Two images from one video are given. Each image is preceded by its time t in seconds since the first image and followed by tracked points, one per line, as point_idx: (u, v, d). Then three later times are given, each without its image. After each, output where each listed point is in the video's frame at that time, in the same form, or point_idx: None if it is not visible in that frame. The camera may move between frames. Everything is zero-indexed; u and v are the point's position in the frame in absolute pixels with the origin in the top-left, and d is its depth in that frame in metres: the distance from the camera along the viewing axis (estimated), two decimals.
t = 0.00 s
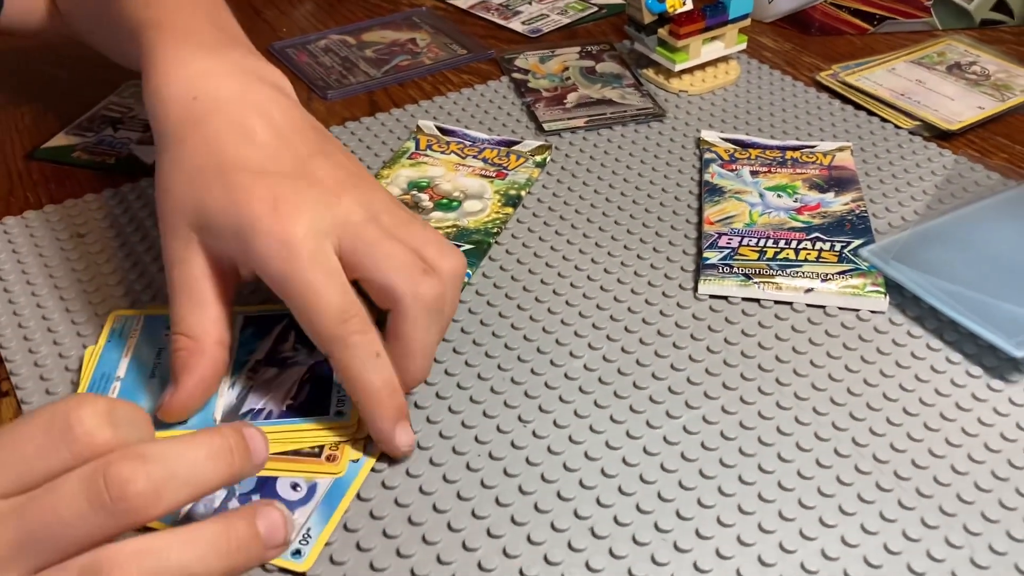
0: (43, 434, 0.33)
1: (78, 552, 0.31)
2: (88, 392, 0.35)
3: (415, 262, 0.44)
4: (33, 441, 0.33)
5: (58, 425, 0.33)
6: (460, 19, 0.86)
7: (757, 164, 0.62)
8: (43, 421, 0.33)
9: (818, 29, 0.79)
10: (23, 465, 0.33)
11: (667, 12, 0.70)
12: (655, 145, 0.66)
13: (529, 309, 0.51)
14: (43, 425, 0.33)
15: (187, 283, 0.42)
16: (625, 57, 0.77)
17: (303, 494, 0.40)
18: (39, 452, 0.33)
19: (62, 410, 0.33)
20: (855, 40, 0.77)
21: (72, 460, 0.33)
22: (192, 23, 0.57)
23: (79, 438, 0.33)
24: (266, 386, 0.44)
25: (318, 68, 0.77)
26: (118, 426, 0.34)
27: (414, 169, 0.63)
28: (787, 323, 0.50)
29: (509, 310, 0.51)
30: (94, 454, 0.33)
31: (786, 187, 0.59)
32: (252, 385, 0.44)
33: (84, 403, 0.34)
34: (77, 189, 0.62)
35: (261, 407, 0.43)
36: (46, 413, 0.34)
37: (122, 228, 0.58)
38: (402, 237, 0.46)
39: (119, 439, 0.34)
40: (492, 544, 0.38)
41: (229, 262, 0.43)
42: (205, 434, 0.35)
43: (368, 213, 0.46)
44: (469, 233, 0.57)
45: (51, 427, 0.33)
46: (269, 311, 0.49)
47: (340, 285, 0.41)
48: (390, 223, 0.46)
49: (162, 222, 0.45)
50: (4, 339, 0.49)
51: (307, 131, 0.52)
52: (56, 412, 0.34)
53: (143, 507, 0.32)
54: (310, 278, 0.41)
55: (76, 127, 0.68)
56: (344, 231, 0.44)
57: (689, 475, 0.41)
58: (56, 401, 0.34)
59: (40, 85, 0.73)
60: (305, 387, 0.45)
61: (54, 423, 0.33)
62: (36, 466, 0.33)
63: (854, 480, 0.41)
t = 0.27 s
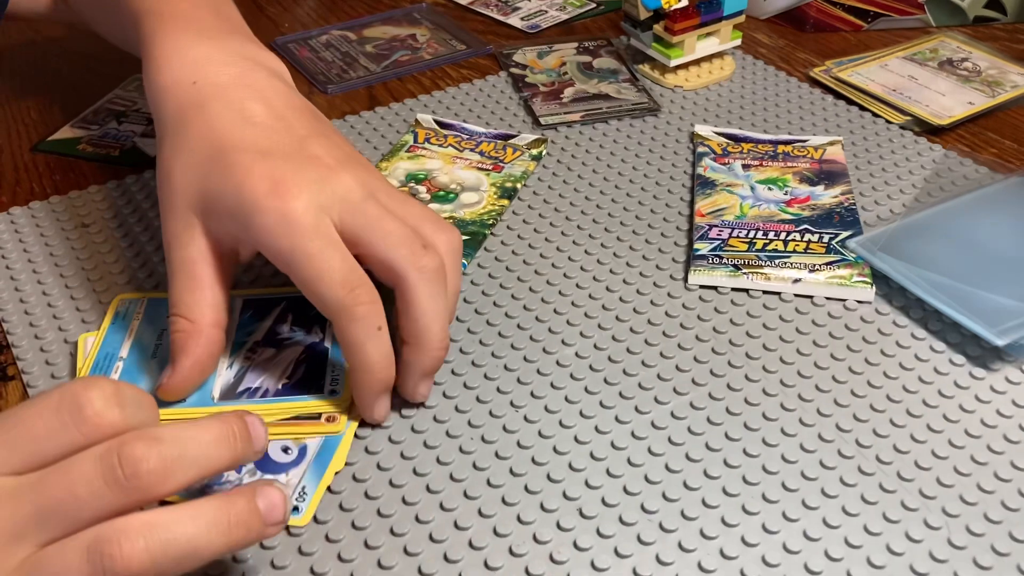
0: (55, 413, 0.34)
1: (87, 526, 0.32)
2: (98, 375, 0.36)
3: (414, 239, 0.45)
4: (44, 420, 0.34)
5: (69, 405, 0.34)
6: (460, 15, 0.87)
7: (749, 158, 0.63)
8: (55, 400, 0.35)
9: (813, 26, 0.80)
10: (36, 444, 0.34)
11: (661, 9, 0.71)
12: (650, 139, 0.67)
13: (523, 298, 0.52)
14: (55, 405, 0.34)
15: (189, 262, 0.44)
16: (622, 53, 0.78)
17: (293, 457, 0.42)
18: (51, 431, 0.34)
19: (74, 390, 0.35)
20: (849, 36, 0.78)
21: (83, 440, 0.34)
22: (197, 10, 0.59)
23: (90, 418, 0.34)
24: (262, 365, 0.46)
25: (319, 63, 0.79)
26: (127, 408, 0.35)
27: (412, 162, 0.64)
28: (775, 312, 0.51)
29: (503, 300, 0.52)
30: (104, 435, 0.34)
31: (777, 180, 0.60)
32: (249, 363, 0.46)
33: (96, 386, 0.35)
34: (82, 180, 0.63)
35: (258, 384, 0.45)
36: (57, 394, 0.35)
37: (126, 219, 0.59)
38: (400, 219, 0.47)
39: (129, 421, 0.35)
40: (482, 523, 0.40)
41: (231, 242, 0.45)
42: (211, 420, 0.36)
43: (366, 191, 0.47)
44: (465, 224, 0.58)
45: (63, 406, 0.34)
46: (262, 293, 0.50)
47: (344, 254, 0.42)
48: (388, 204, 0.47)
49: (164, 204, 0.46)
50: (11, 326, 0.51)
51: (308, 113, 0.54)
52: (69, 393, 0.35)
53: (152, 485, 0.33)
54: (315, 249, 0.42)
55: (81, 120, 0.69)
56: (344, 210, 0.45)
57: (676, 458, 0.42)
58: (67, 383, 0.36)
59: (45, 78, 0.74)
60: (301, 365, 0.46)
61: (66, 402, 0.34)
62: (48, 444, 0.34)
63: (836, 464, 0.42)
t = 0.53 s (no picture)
0: (57, 399, 0.35)
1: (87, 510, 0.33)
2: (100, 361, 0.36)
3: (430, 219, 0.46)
4: (46, 406, 0.35)
5: (71, 391, 0.35)
6: (461, 9, 0.87)
7: (747, 151, 0.63)
8: (57, 387, 0.35)
9: (813, 21, 0.80)
10: (38, 429, 0.34)
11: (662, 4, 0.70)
12: (649, 133, 0.67)
13: (522, 290, 0.53)
14: (57, 391, 0.35)
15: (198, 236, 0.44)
16: (623, 48, 0.78)
17: (286, 397, 0.43)
18: (53, 417, 0.35)
19: (75, 376, 0.35)
20: (849, 31, 0.78)
21: (84, 426, 0.35)
22: None
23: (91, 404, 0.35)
24: (254, 327, 0.46)
25: (321, 57, 0.79)
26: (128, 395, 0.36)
27: (412, 155, 0.65)
28: (772, 304, 0.51)
29: (502, 291, 0.53)
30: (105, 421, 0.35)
31: (775, 174, 0.60)
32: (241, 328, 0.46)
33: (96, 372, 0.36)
34: (86, 173, 0.64)
35: (252, 345, 0.45)
36: (58, 379, 0.35)
37: (129, 211, 0.59)
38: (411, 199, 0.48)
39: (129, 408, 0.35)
40: (479, 511, 0.40)
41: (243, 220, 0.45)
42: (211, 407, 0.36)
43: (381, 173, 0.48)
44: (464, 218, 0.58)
45: (65, 393, 0.35)
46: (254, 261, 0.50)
47: (363, 225, 0.43)
48: (400, 186, 0.48)
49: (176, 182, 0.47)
50: (14, 316, 0.51)
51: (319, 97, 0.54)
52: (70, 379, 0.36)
53: (152, 470, 0.33)
54: (326, 225, 0.43)
55: (84, 113, 0.70)
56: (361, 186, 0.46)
57: (672, 447, 0.43)
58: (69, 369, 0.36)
59: (49, 73, 0.75)
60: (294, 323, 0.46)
61: (67, 388, 0.35)
62: (50, 430, 0.34)
63: (831, 454, 0.43)
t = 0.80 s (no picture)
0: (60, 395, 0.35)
1: (91, 504, 0.34)
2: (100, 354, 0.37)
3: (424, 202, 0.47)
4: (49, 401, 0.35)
5: (73, 386, 0.35)
6: (465, 8, 0.88)
7: (748, 149, 0.63)
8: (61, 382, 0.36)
9: (815, 19, 0.81)
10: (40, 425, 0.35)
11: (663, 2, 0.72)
12: (651, 130, 0.68)
13: (524, 285, 0.53)
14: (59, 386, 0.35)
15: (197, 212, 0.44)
16: (625, 46, 0.78)
17: (274, 357, 0.44)
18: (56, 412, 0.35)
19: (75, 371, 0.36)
20: (851, 29, 0.79)
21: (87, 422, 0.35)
22: None
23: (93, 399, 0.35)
24: (244, 295, 0.46)
25: (325, 55, 0.80)
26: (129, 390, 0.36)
27: (414, 151, 0.65)
28: (772, 300, 0.52)
29: (504, 287, 0.53)
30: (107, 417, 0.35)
31: (776, 171, 0.61)
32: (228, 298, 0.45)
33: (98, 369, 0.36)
34: (91, 171, 0.64)
35: (241, 314, 0.44)
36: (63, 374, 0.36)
37: (134, 208, 0.60)
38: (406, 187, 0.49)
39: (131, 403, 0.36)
40: (481, 503, 0.41)
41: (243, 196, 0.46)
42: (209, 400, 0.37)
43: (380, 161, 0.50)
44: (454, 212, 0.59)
45: (68, 389, 0.35)
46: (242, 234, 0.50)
47: (364, 193, 0.44)
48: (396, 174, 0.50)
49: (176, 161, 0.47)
50: (21, 312, 0.52)
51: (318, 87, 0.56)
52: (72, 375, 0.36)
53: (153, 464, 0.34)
54: (329, 193, 0.43)
55: (90, 111, 0.70)
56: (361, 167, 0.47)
57: (672, 441, 0.43)
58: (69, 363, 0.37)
59: (56, 72, 0.75)
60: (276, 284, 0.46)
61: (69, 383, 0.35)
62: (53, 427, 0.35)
63: (830, 448, 0.43)
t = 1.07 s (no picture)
0: (31, 349, 0.30)
1: (67, 496, 0.25)
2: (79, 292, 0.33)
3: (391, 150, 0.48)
4: None
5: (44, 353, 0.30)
6: (468, 4, 0.88)
7: (753, 145, 0.63)
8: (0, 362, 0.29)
9: (820, 15, 0.80)
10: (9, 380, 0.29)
11: None
12: (655, 127, 0.68)
13: (528, 282, 0.53)
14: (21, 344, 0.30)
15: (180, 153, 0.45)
16: (629, 42, 0.78)
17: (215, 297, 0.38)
18: None
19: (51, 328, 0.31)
20: (856, 25, 0.79)
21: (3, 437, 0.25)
22: None
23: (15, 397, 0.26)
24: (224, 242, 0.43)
25: (329, 52, 0.79)
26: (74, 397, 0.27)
27: (418, 148, 0.65)
28: (777, 296, 0.52)
29: (509, 283, 0.53)
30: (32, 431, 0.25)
31: (781, 167, 0.61)
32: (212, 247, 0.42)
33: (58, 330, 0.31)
34: (96, 167, 0.64)
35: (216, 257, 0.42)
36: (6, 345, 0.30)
37: (138, 206, 0.60)
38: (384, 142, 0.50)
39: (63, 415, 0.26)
40: (485, 500, 0.41)
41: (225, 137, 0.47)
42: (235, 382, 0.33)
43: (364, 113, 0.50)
44: (458, 209, 0.58)
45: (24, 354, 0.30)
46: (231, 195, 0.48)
47: (337, 134, 0.45)
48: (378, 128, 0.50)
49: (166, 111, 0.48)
50: (25, 308, 0.52)
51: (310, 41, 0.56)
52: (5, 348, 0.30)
53: (125, 477, 0.26)
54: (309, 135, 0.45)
55: (93, 108, 0.70)
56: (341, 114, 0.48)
57: (676, 437, 0.43)
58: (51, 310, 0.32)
59: (57, 71, 0.75)
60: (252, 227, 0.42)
61: (35, 350, 0.30)
62: (22, 384, 0.30)
63: (835, 445, 0.43)
